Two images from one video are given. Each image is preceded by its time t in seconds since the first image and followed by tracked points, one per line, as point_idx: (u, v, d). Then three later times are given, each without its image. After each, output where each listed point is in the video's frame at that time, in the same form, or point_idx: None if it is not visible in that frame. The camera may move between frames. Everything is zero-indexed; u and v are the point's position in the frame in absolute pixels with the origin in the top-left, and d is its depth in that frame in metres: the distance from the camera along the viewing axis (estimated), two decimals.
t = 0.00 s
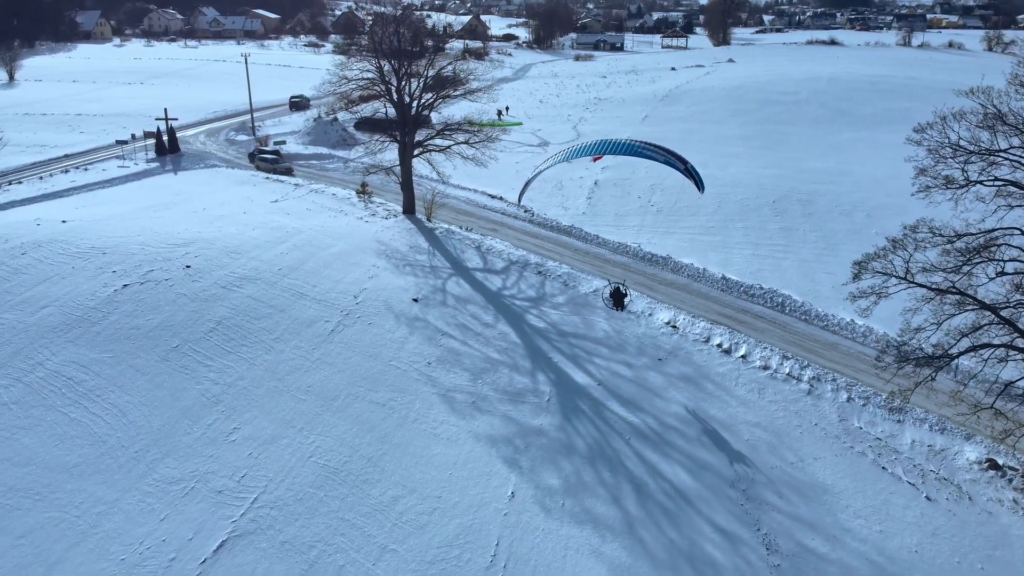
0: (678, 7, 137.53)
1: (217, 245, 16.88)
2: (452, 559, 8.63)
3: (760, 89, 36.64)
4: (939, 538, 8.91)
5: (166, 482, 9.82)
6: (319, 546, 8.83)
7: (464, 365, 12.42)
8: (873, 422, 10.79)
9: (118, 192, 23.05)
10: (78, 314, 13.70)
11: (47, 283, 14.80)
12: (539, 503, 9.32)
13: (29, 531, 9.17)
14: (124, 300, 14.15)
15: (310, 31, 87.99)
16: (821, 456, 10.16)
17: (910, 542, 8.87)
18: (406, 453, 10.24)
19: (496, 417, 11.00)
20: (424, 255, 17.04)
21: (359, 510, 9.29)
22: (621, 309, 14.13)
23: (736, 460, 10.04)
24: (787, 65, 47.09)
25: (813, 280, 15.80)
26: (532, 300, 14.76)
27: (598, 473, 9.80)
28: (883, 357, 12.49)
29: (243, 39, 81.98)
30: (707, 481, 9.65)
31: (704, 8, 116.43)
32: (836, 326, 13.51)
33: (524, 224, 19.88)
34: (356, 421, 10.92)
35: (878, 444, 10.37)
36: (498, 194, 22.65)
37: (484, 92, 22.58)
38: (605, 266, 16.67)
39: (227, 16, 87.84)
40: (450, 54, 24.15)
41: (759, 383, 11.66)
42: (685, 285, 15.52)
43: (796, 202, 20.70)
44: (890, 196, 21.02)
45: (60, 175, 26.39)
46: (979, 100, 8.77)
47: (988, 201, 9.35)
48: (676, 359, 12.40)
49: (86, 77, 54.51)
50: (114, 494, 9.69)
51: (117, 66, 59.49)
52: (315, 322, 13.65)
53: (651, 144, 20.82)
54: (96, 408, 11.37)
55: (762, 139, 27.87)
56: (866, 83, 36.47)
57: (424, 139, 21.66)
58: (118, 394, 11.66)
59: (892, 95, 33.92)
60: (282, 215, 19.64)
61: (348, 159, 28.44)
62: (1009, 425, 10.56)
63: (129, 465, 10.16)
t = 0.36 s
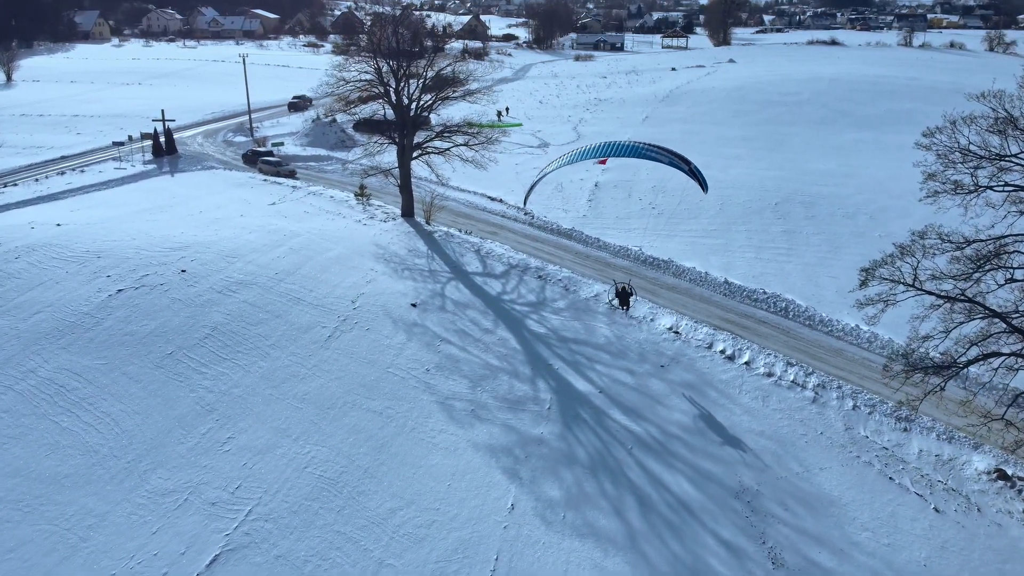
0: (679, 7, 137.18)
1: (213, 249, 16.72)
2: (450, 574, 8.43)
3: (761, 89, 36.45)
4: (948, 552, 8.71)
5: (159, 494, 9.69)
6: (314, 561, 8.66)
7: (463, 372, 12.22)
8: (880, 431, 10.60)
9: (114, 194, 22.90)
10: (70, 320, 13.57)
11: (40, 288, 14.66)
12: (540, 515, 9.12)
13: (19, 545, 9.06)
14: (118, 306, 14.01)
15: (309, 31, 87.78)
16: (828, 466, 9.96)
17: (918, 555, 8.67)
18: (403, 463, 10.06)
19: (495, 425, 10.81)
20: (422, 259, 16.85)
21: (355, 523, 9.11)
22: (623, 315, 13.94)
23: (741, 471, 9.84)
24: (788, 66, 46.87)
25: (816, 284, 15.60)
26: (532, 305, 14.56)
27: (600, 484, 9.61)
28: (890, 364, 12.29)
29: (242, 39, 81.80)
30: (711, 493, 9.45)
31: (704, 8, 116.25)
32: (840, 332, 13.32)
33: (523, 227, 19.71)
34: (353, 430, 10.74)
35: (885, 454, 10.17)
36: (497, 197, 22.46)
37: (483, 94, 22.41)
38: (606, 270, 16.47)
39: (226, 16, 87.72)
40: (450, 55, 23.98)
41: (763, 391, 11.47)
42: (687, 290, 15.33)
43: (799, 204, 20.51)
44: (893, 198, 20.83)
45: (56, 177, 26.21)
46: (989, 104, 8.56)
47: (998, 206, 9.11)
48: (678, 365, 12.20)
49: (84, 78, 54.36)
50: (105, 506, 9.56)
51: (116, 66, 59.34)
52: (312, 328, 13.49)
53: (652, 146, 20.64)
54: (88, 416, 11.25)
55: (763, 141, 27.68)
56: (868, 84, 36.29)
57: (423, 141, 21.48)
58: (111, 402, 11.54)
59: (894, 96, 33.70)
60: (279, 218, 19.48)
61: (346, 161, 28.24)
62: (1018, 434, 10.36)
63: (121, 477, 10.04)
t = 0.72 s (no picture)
0: (678, 7, 136.92)
1: (208, 253, 16.53)
2: None
3: (761, 90, 36.28)
4: (957, 566, 8.51)
5: (150, 507, 9.59)
6: None
7: (462, 379, 12.02)
8: (886, 440, 10.40)
9: (109, 197, 22.73)
10: (62, 327, 13.47)
11: (33, 293, 14.53)
12: (540, 529, 8.93)
13: (7, 560, 8.98)
14: (111, 312, 13.90)
15: (307, 31, 87.53)
16: (833, 477, 9.77)
17: (927, 570, 8.48)
18: (400, 475, 9.87)
19: (494, 435, 10.61)
20: (420, 263, 16.65)
21: (351, 538, 8.94)
22: (624, 320, 13.74)
23: (745, 482, 9.65)
24: (788, 66, 46.67)
25: (819, 288, 15.41)
26: (531, 310, 14.37)
27: (601, 496, 9.41)
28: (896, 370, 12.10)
29: (240, 39, 81.59)
30: (714, 506, 9.26)
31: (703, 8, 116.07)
32: (844, 338, 13.13)
33: (522, 229, 19.51)
34: (348, 440, 10.56)
35: (891, 464, 9.97)
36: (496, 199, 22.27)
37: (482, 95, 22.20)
38: (607, 275, 16.27)
39: (224, 16, 87.39)
40: (449, 55, 23.77)
41: (767, 399, 11.27)
42: (688, 294, 15.13)
43: (800, 207, 20.32)
44: (896, 201, 20.64)
45: (51, 179, 26.00)
46: (1000, 108, 8.34)
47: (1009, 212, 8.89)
48: (680, 372, 12.00)
49: (81, 78, 54.06)
50: (95, 519, 9.47)
51: (113, 66, 59.07)
52: (307, 334, 13.31)
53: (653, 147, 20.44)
54: (79, 426, 11.18)
55: (763, 142, 27.48)
56: (869, 85, 36.11)
57: (421, 143, 21.29)
58: (102, 412, 11.46)
59: (895, 96, 33.50)
60: (276, 221, 19.30)
61: (343, 162, 28.06)
62: None
63: (112, 488, 9.95)
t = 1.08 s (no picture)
0: (676, 7, 136.65)
1: (202, 257, 16.31)
2: None
3: (759, 91, 36.13)
4: None
5: (139, 521, 9.38)
6: None
7: (459, 388, 11.80)
8: (891, 450, 10.20)
9: (102, 200, 22.49)
10: (52, 334, 13.29)
11: (22, 300, 14.33)
12: (539, 544, 8.71)
13: None
14: (101, 319, 13.74)
15: (303, 31, 87.21)
16: (837, 489, 9.57)
17: None
18: (395, 487, 9.66)
19: (492, 445, 10.39)
20: (417, 267, 16.43)
21: (345, 553, 8.73)
22: (623, 326, 13.53)
23: (748, 494, 9.45)
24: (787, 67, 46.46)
25: (821, 292, 15.21)
26: (529, 316, 14.15)
27: (601, 509, 9.20)
28: (899, 377, 11.92)
29: (237, 39, 81.30)
30: (717, 519, 9.05)
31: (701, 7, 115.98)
32: (847, 344, 12.93)
33: (520, 233, 19.29)
34: (342, 451, 10.34)
35: (897, 475, 9.77)
36: (494, 201, 22.05)
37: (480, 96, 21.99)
38: (606, 279, 16.06)
39: (221, 16, 87.01)
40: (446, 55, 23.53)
41: (770, 408, 11.06)
42: (688, 300, 14.92)
43: (801, 209, 20.13)
44: (897, 203, 20.45)
45: (44, 182, 25.74)
46: (1009, 112, 8.15)
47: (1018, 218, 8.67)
48: (681, 380, 11.79)
49: (76, 79, 53.71)
50: (83, 534, 9.28)
51: (108, 67, 58.73)
52: (302, 341, 13.09)
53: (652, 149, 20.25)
54: (67, 436, 10.99)
55: (763, 144, 27.29)
56: (867, 85, 35.97)
57: (418, 145, 21.06)
58: (91, 422, 11.27)
59: (895, 97, 33.31)
60: (270, 224, 19.07)
61: (340, 164, 27.84)
62: None
63: (100, 501, 9.76)
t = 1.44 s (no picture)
0: (673, 7, 136.39)
1: (194, 262, 16.07)
2: None
3: (757, 92, 35.96)
4: None
5: (127, 537, 9.19)
6: None
7: (456, 396, 11.58)
8: (896, 461, 10.00)
9: (94, 203, 22.22)
10: (40, 342, 13.06)
11: (10, 306, 14.09)
12: (538, 560, 8.50)
13: None
14: (91, 326, 13.52)
15: (299, 30, 86.85)
16: (842, 501, 9.38)
17: None
18: (390, 501, 9.44)
19: (489, 457, 10.17)
20: (413, 272, 16.21)
21: (338, 571, 8.52)
22: (622, 333, 13.32)
23: (751, 507, 9.25)
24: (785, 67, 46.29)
25: (822, 297, 15.02)
26: (527, 322, 13.94)
27: (601, 524, 8.99)
28: (903, 384, 11.73)
29: (232, 40, 80.94)
30: (720, 533, 8.85)
31: (698, 7, 115.92)
32: (850, 351, 12.73)
33: (517, 237, 19.08)
34: (336, 463, 10.12)
35: (902, 487, 9.58)
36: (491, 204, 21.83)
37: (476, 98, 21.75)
38: (605, 284, 15.86)
39: (216, 16, 86.59)
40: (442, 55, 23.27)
41: (772, 417, 10.86)
42: (688, 305, 14.72)
43: (800, 212, 19.95)
44: (897, 206, 20.27)
45: (36, 184, 25.45)
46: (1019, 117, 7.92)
47: None
48: (682, 389, 11.58)
49: (70, 79, 53.31)
50: (70, 551, 9.08)
51: (103, 68, 58.32)
52: (295, 348, 12.86)
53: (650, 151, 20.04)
54: (55, 449, 10.80)
55: (761, 145, 27.11)
56: (865, 86, 35.85)
57: (414, 147, 20.82)
58: (80, 433, 11.08)
59: (893, 98, 33.16)
60: (264, 228, 18.83)
61: (335, 166, 27.59)
62: None
63: (88, 517, 9.56)
